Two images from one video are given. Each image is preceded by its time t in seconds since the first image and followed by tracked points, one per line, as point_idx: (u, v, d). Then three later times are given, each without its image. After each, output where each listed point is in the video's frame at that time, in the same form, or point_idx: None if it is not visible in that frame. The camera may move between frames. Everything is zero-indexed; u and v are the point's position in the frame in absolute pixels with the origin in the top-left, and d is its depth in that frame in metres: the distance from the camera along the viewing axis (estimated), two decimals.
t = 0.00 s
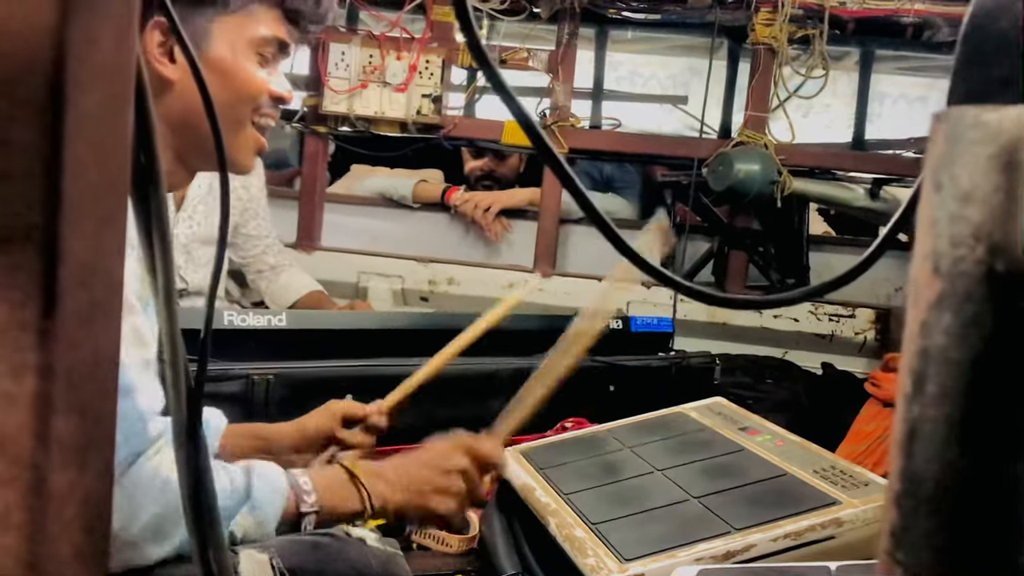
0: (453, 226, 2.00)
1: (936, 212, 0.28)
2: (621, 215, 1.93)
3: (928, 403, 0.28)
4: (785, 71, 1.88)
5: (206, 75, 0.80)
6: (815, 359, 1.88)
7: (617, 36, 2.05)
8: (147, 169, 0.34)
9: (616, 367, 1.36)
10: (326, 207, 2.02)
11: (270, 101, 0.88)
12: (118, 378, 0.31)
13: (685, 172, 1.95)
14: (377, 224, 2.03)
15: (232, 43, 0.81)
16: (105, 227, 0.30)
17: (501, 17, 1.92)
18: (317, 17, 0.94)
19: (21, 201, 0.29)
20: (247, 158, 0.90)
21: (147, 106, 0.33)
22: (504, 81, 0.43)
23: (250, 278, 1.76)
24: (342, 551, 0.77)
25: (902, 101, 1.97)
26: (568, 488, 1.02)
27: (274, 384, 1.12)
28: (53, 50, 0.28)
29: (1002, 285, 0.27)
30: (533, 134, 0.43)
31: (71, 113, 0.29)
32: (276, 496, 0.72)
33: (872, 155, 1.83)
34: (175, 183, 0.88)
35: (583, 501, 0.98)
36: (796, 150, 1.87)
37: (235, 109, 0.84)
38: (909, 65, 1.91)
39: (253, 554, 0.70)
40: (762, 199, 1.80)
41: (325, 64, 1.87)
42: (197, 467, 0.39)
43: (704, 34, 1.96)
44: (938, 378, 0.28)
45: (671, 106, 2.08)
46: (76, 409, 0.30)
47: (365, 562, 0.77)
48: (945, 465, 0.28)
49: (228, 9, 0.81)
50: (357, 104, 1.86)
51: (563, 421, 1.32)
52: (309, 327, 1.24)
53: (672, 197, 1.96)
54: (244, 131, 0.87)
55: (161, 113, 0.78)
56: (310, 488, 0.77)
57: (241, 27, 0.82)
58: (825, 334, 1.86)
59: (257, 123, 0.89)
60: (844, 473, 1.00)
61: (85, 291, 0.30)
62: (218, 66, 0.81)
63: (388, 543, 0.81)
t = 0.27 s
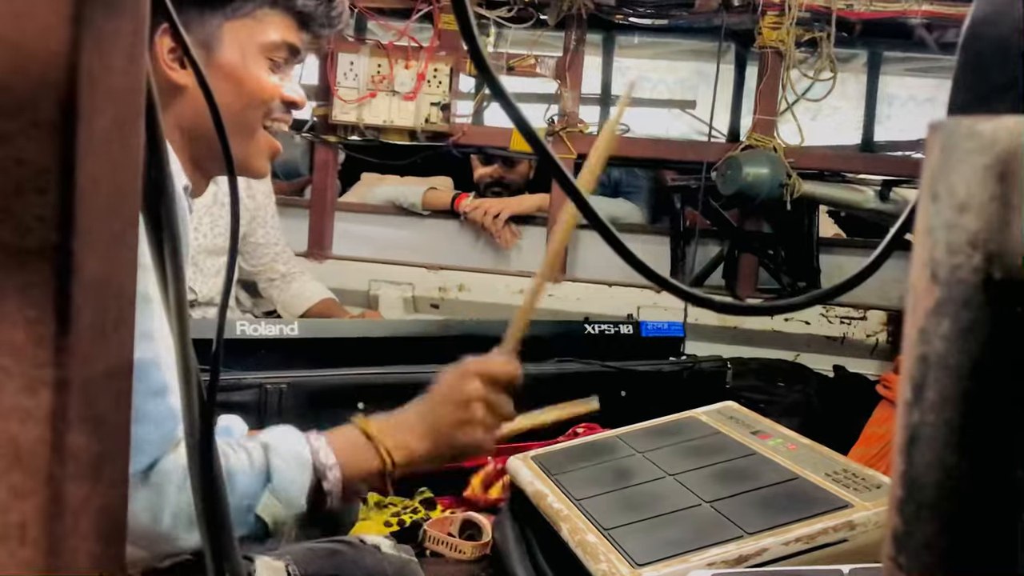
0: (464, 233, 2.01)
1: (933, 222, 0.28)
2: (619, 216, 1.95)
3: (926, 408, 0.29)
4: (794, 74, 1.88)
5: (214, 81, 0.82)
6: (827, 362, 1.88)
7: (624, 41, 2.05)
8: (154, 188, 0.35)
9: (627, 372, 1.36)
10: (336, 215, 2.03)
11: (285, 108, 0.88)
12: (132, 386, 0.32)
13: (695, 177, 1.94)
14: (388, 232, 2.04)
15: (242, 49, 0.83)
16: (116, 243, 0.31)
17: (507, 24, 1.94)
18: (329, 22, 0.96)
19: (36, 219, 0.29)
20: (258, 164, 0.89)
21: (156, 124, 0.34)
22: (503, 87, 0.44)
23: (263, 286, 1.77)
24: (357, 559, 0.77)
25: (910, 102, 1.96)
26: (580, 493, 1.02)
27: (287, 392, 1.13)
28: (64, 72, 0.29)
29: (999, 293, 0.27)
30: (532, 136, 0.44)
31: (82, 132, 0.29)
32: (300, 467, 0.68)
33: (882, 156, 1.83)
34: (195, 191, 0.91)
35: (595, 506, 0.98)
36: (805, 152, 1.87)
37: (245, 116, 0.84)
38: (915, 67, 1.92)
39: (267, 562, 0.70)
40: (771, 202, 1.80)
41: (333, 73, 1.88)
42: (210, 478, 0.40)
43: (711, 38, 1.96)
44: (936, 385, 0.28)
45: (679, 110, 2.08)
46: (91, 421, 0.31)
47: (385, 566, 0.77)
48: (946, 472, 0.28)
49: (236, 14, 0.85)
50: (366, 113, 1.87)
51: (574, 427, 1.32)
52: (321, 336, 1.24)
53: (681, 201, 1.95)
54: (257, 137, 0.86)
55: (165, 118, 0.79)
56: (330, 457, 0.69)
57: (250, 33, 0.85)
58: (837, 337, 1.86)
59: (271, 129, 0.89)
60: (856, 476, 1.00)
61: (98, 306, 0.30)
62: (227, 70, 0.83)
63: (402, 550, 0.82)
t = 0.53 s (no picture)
0: (477, 241, 2.01)
1: (938, 226, 0.28)
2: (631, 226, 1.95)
3: (933, 412, 0.29)
4: (806, 77, 1.88)
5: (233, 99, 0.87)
6: (844, 365, 1.87)
7: (636, 46, 2.05)
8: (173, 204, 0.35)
9: (642, 378, 1.36)
10: (351, 224, 2.04)
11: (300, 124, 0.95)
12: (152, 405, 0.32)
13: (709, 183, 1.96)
14: (402, 241, 2.05)
15: (259, 70, 0.88)
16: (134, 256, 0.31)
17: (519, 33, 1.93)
18: (345, 40, 1.01)
19: (56, 234, 0.30)
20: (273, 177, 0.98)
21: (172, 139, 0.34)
22: (510, 93, 0.44)
23: (279, 297, 1.77)
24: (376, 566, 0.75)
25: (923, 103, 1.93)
26: (596, 500, 1.02)
27: (303, 402, 1.13)
28: (81, 90, 0.29)
29: (1002, 298, 0.27)
30: (539, 141, 0.44)
31: (99, 148, 0.30)
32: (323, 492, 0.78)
33: (895, 158, 1.82)
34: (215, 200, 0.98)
35: (611, 512, 0.98)
36: (818, 155, 1.87)
37: (263, 132, 0.91)
38: (927, 68, 1.91)
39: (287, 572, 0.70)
40: (785, 206, 1.79)
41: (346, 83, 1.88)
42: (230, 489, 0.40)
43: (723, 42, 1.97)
44: (944, 389, 0.28)
45: (691, 115, 2.07)
46: (110, 435, 0.31)
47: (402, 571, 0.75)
48: (954, 475, 0.28)
49: (253, 35, 0.87)
50: (379, 123, 1.88)
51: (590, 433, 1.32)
52: (337, 344, 1.25)
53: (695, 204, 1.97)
54: (273, 153, 0.95)
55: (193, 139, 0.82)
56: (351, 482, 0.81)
57: (266, 53, 0.89)
58: (853, 340, 1.85)
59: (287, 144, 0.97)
60: (873, 479, 0.99)
61: (116, 318, 0.30)
62: (247, 91, 0.88)
63: (422, 558, 0.80)
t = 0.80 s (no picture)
0: (491, 247, 2.03)
1: (940, 240, 0.30)
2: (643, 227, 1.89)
3: (939, 423, 0.30)
4: (817, 80, 1.90)
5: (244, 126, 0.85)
6: (859, 369, 1.87)
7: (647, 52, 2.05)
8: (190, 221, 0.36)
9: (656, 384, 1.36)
10: (365, 233, 2.07)
11: (314, 147, 0.92)
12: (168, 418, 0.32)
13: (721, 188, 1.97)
14: (416, 248, 2.06)
15: (268, 94, 0.86)
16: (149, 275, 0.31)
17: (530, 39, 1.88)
18: (353, 66, 1.02)
19: (71, 254, 0.30)
20: (292, 205, 0.94)
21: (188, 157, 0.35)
22: (514, 102, 0.44)
23: (295, 307, 1.79)
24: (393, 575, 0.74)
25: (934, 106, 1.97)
26: (611, 507, 1.02)
27: (319, 411, 1.14)
28: (98, 111, 0.30)
29: (1000, 314, 0.29)
30: (541, 148, 0.44)
31: (116, 169, 0.30)
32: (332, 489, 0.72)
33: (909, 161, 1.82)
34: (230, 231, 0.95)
35: (626, 519, 0.98)
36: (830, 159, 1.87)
37: (277, 159, 0.88)
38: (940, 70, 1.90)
39: None
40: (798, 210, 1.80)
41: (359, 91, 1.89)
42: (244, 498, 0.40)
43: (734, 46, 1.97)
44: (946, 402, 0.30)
45: (704, 120, 2.08)
46: (128, 451, 0.31)
47: None
48: (958, 485, 0.30)
49: (260, 63, 0.87)
50: (392, 132, 1.92)
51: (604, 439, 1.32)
52: (352, 353, 1.26)
53: (708, 210, 1.97)
54: (288, 179, 0.92)
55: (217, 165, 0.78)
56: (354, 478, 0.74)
57: (276, 80, 0.88)
58: (869, 343, 1.85)
59: (302, 168, 0.94)
60: (888, 484, 0.99)
61: (134, 336, 0.31)
62: (261, 119, 0.85)
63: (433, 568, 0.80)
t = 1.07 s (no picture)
0: (505, 252, 2.02)
1: (951, 243, 0.29)
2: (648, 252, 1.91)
3: (953, 426, 0.29)
4: (831, 81, 1.88)
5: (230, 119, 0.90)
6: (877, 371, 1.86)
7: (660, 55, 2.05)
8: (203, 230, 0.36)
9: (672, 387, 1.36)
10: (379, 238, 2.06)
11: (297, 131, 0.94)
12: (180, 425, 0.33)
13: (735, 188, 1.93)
14: (430, 253, 2.06)
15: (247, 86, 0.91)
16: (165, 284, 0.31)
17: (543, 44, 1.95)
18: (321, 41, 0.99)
19: (87, 264, 0.30)
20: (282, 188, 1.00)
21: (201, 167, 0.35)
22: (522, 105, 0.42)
23: (310, 313, 1.79)
24: None
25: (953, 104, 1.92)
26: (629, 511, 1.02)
27: (334, 416, 1.14)
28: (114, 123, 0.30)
29: (1017, 312, 0.28)
30: (551, 154, 0.43)
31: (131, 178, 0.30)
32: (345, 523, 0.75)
33: (925, 161, 1.81)
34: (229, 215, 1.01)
35: (643, 523, 0.98)
36: (846, 159, 1.86)
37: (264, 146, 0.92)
38: (956, 70, 1.89)
39: None
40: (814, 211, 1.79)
41: (372, 98, 1.91)
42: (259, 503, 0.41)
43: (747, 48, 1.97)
44: (962, 404, 0.29)
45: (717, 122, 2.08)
46: (145, 459, 0.31)
47: None
48: (976, 487, 0.29)
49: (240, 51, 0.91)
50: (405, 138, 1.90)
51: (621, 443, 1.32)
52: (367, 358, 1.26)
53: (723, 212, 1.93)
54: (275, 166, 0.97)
55: (210, 163, 0.88)
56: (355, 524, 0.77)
57: (254, 66, 0.92)
58: (886, 345, 1.83)
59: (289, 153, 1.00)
60: (906, 486, 0.99)
61: (149, 344, 0.31)
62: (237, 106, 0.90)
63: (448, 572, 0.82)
